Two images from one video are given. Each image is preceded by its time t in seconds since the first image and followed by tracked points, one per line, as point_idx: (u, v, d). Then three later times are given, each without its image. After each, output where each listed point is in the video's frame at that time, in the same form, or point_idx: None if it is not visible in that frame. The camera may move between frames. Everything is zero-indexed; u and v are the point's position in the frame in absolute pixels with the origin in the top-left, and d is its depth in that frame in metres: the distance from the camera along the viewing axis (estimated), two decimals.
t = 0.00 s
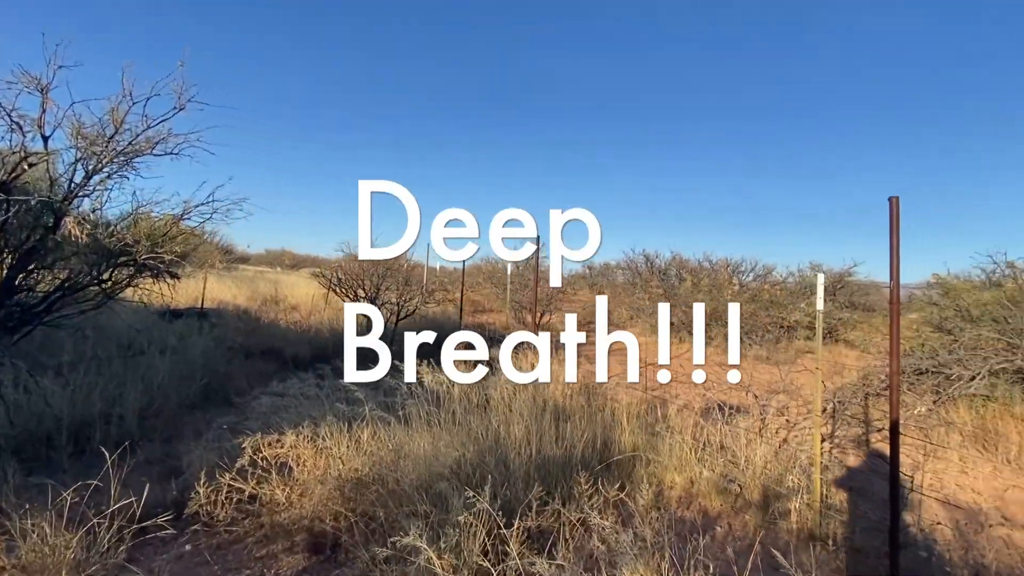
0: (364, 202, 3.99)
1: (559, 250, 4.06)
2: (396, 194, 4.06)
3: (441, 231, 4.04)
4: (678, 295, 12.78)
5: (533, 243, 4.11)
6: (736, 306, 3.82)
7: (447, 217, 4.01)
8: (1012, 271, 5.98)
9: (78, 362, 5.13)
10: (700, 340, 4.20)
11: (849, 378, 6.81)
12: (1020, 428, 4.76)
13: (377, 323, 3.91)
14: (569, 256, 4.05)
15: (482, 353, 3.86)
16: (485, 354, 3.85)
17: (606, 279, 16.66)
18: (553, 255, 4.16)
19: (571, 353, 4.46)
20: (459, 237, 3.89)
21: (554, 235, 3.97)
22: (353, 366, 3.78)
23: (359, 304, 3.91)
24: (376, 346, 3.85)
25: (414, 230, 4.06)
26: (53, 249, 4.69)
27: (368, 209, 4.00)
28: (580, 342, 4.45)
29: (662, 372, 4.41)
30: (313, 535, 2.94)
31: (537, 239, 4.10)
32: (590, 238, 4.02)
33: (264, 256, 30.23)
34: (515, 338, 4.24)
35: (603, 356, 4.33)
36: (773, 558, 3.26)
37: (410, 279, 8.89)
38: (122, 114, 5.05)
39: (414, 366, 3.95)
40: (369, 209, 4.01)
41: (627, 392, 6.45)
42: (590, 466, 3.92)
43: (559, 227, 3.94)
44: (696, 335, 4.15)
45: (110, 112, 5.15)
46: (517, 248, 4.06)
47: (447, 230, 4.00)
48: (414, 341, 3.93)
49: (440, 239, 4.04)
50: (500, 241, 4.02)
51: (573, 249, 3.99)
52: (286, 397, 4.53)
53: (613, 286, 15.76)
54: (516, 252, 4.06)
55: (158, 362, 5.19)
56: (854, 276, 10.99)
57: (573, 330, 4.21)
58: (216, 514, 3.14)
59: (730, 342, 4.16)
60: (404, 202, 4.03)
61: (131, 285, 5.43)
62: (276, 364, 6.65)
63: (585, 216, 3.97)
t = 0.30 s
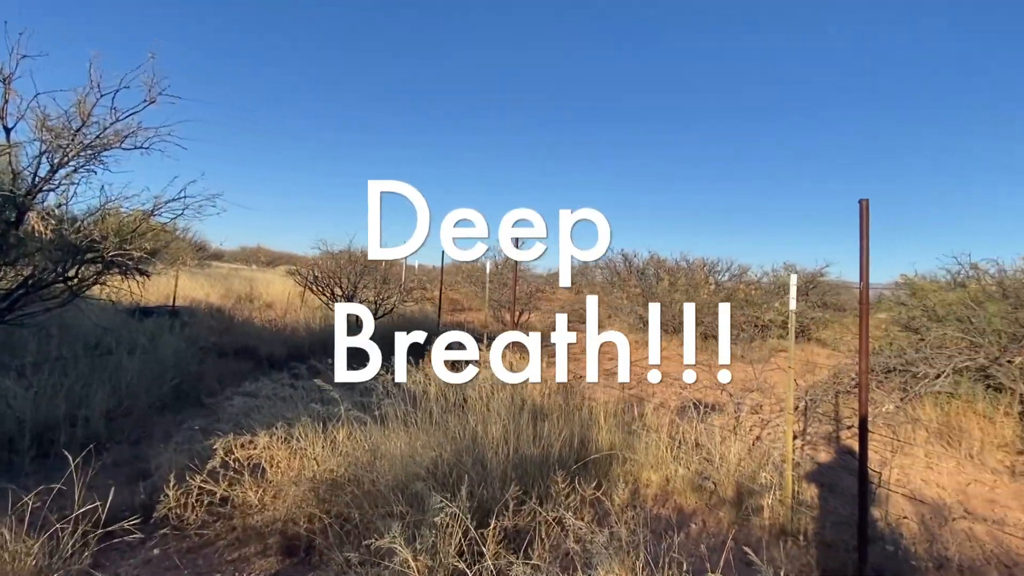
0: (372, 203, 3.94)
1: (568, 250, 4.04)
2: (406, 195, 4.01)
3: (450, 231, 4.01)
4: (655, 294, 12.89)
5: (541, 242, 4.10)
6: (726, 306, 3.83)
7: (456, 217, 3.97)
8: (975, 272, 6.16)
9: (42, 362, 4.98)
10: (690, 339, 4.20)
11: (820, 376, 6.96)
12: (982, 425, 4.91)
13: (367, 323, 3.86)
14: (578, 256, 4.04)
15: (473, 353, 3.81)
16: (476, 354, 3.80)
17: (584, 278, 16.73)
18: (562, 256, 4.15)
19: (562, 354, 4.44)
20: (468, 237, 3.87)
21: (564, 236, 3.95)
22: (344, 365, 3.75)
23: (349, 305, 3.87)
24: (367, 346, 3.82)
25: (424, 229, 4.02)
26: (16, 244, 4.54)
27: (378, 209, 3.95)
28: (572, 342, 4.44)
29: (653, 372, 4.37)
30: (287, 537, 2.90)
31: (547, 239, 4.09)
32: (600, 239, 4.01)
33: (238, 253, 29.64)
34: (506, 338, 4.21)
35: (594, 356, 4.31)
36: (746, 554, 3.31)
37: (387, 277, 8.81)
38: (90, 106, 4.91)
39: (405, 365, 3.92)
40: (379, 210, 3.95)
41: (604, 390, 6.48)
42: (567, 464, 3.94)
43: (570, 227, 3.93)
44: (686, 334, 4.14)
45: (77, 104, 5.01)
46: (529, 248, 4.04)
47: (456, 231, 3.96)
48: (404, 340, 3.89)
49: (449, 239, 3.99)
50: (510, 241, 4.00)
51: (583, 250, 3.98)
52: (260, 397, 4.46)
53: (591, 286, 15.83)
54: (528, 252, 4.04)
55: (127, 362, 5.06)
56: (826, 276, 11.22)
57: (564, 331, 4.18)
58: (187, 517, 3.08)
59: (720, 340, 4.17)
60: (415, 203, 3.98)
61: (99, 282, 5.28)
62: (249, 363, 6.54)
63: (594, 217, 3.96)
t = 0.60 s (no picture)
0: (383, 203, 3.89)
1: (578, 250, 4.02)
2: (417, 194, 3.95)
3: (461, 231, 3.98)
4: (634, 292, 12.98)
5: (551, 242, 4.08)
6: (715, 306, 3.81)
7: (465, 217, 3.93)
8: (943, 272, 6.32)
9: (4, 359, 4.81)
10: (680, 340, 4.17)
11: (793, 373, 7.08)
12: (948, 420, 5.04)
13: (358, 323, 3.81)
14: (588, 256, 4.02)
15: (463, 352, 3.77)
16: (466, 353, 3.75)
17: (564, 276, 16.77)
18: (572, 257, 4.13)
19: (550, 354, 4.38)
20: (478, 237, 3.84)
21: (574, 235, 3.93)
22: (336, 365, 3.72)
23: (340, 304, 3.81)
24: (358, 346, 3.78)
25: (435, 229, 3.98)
26: None
27: (388, 209, 3.90)
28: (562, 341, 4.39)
29: (643, 372, 4.32)
30: (258, 536, 2.85)
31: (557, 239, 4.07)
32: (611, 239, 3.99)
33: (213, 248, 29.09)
34: (497, 338, 4.16)
35: (583, 356, 4.30)
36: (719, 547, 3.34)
37: (365, 273, 8.75)
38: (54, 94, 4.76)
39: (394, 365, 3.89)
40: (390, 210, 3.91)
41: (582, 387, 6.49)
42: (543, 460, 3.93)
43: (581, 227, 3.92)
44: (676, 338, 4.10)
45: (42, 92, 4.85)
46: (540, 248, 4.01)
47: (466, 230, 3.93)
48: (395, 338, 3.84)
49: (459, 239, 3.95)
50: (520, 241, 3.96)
51: (593, 249, 3.97)
52: (231, 395, 4.37)
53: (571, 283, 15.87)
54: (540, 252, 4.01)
55: (94, 358, 4.92)
56: (800, 275, 11.40)
57: (554, 331, 4.14)
58: (154, 517, 3.01)
59: (710, 341, 4.18)
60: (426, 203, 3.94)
61: (63, 276, 5.13)
62: (221, 360, 6.41)
63: (604, 216, 3.95)
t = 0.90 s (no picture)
0: (395, 202, 3.81)
1: (590, 250, 3.90)
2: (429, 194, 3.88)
3: (473, 230, 3.91)
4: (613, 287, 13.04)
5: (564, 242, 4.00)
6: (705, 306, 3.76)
7: (477, 217, 3.85)
8: (911, 269, 6.48)
9: None
10: (672, 338, 4.04)
11: (767, 368, 7.19)
12: (915, 414, 5.16)
13: (349, 324, 3.70)
14: (600, 256, 3.90)
15: (454, 352, 3.70)
16: (458, 355, 3.69)
17: (543, 272, 16.79)
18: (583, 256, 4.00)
19: (540, 354, 4.25)
20: (490, 236, 3.75)
21: (586, 234, 3.82)
22: (326, 365, 3.67)
23: (329, 305, 3.69)
24: (348, 346, 3.70)
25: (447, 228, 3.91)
26: None
27: (400, 209, 3.82)
28: (552, 342, 4.24)
29: (633, 372, 4.27)
30: (228, 536, 2.79)
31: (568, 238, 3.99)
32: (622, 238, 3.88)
33: (186, 242, 28.46)
34: (486, 338, 4.08)
35: (575, 357, 4.21)
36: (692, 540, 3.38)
37: (342, 269, 8.65)
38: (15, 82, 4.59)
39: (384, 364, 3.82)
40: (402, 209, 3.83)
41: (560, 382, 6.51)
42: (519, 456, 3.93)
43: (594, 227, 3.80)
44: (669, 343, 3.96)
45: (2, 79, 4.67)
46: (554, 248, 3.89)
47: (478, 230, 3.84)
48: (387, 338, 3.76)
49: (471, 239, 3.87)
50: (532, 241, 3.90)
51: (605, 249, 3.84)
52: (201, 392, 4.28)
53: (550, 279, 15.89)
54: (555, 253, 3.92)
55: (58, 354, 4.77)
56: (774, 272, 11.58)
57: (544, 330, 4.09)
58: (119, 518, 2.93)
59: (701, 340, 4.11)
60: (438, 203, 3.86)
61: (25, 271, 4.95)
62: (192, 357, 6.27)
63: (615, 215, 3.83)
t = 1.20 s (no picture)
0: (404, 203, 3.38)
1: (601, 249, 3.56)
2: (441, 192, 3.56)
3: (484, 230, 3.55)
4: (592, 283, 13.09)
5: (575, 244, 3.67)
6: (698, 307, 3.75)
7: (488, 215, 3.53)
8: (882, 265, 6.62)
9: None
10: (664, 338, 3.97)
11: (743, 363, 7.29)
12: (885, 407, 5.29)
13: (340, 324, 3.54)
14: (611, 257, 3.53)
15: (445, 353, 3.56)
16: (450, 354, 3.55)
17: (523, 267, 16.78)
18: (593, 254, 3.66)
19: (532, 356, 4.08)
20: (502, 238, 3.42)
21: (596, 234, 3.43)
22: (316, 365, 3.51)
23: (320, 304, 3.55)
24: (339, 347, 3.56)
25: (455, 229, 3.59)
26: None
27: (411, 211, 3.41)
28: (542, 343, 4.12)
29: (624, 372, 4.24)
30: (199, 536, 2.74)
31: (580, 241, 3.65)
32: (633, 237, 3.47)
33: (158, 236, 27.78)
34: (476, 337, 3.96)
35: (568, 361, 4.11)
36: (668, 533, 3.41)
37: (318, 264, 8.53)
38: None
39: (373, 367, 3.65)
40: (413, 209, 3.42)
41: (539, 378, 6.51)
42: (496, 451, 3.92)
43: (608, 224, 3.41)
44: (659, 343, 3.84)
45: None
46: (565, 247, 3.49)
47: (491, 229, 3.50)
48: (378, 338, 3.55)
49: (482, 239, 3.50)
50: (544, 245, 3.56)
51: (616, 250, 3.45)
52: (171, 390, 4.19)
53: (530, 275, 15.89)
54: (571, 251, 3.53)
55: (21, 351, 4.62)
56: (749, 268, 11.74)
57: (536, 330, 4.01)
58: (86, 519, 2.85)
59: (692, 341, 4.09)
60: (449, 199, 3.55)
61: None
62: (163, 354, 6.13)
63: (630, 215, 3.45)
